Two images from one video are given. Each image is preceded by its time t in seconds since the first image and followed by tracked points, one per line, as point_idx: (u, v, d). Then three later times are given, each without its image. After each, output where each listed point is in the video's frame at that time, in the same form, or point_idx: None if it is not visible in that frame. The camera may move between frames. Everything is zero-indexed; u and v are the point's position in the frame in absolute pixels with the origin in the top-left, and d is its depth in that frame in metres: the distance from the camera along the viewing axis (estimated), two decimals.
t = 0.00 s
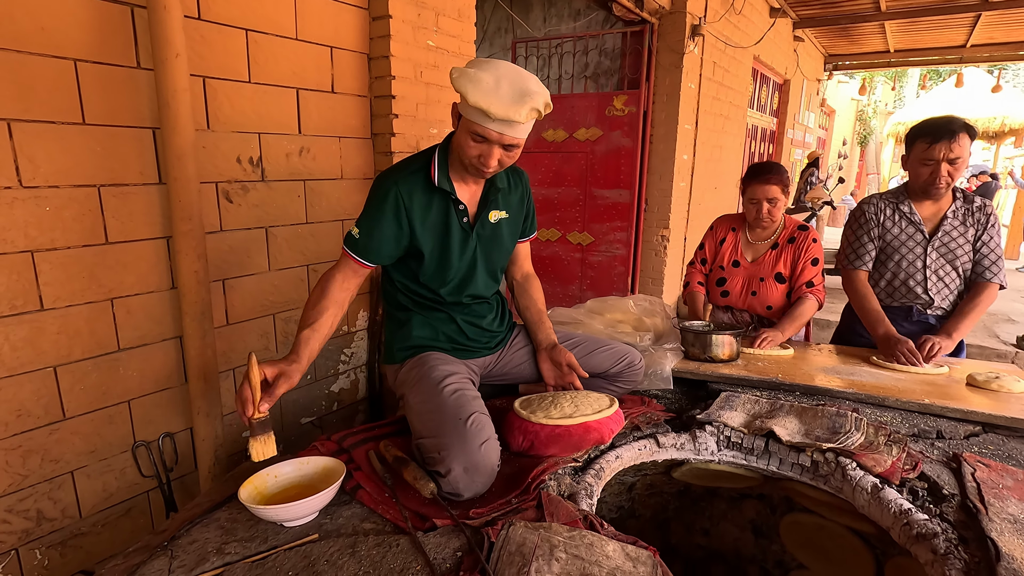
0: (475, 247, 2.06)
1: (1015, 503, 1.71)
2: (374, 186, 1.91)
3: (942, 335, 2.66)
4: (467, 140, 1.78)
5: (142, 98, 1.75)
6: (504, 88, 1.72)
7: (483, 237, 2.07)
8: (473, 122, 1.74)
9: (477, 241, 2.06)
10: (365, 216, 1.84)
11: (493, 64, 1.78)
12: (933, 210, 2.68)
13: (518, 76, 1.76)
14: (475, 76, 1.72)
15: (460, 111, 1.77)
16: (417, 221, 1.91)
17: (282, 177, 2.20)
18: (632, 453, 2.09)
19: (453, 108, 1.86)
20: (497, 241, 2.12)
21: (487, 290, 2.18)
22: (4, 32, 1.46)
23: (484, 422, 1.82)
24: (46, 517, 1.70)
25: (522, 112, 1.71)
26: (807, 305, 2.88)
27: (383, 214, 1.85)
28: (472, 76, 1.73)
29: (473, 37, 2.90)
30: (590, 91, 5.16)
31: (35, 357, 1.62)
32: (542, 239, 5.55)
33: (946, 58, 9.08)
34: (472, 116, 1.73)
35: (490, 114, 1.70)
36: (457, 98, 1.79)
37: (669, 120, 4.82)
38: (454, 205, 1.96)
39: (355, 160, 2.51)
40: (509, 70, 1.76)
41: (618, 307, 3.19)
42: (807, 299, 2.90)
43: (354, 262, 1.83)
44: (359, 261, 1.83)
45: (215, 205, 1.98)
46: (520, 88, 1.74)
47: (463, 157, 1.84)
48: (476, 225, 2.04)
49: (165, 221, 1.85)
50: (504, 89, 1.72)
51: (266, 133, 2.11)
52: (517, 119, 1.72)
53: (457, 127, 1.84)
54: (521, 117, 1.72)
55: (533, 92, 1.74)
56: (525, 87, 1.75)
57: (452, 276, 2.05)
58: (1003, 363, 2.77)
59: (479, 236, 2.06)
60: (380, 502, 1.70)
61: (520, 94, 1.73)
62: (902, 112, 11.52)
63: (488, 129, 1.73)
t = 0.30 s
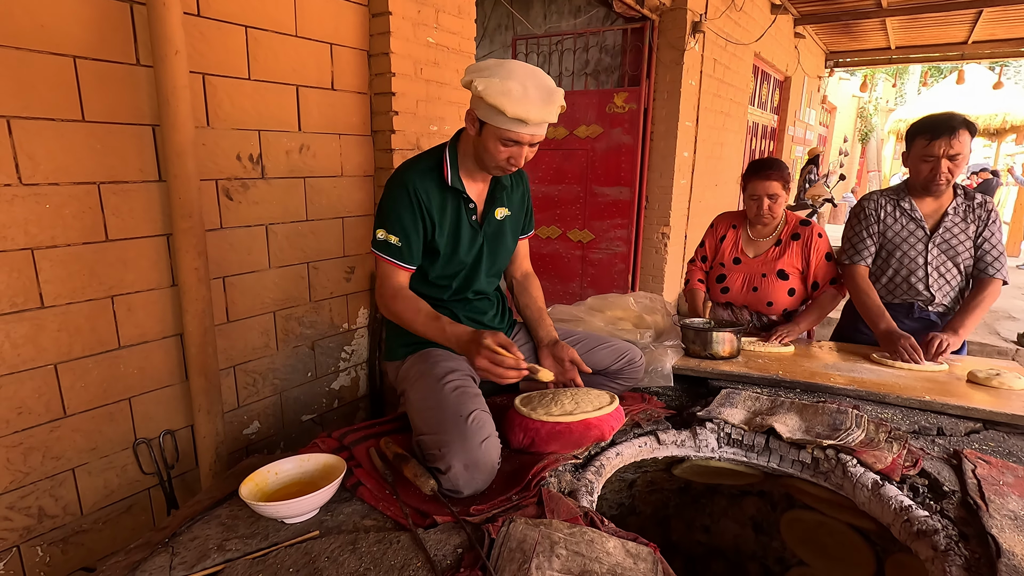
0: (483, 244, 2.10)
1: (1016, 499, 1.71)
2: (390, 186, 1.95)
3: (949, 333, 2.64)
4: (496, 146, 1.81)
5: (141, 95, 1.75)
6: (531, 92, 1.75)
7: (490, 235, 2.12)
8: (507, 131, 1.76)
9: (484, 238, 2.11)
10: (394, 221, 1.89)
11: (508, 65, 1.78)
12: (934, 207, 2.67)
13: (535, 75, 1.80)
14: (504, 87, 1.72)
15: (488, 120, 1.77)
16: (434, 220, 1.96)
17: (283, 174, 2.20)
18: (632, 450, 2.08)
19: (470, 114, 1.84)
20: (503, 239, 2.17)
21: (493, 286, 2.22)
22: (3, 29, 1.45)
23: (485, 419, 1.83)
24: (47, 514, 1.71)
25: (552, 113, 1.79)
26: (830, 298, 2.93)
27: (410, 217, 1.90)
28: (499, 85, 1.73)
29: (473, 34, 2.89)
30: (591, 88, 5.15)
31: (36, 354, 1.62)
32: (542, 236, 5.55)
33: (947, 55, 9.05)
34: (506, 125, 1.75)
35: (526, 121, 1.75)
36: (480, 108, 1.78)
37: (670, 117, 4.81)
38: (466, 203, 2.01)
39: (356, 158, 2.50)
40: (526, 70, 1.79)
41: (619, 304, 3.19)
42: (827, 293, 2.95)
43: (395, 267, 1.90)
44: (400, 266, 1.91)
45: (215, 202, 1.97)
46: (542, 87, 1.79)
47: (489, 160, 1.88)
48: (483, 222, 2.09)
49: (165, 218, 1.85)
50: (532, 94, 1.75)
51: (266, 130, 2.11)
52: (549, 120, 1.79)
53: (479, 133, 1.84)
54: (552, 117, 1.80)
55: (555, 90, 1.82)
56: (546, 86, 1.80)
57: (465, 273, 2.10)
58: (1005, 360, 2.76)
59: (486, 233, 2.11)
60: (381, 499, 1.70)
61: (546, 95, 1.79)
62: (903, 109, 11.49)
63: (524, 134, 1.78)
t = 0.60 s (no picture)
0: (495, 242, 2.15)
1: (1015, 497, 1.72)
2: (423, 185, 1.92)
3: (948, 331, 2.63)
4: (525, 150, 1.86)
5: (140, 93, 1.74)
6: (567, 103, 1.81)
7: (501, 233, 2.17)
8: (539, 138, 1.82)
9: (496, 236, 2.16)
10: (438, 222, 1.87)
11: (545, 74, 1.83)
12: (934, 205, 2.67)
13: (570, 86, 1.86)
14: (544, 96, 1.77)
15: (522, 125, 1.81)
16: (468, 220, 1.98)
17: (283, 173, 2.19)
18: (632, 448, 2.09)
19: (500, 117, 1.88)
20: (511, 237, 2.22)
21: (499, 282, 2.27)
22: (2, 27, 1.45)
23: (487, 419, 1.83)
24: (48, 512, 1.71)
25: (583, 125, 1.86)
26: (821, 300, 2.93)
27: (453, 218, 1.90)
28: (539, 93, 1.77)
29: (473, 32, 2.88)
30: (591, 86, 5.14)
31: (36, 353, 1.62)
32: (542, 235, 5.54)
33: (948, 53, 9.04)
34: (539, 133, 1.80)
35: (559, 131, 1.81)
36: (515, 112, 1.81)
37: (670, 115, 4.81)
38: (487, 202, 2.04)
39: (355, 156, 2.50)
40: (563, 81, 1.84)
41: (619, 302, 3.19)
42: (818, 295, 2.95)
43: (444, 268, 1.89)
44: (450, 267, 1.90)
45: (215, 201, 1.97)
46: (575, 99, 1.85)
47: (514, 163, 1.92)
48: (496, 221, 2.13)
49: (165, 217, 1.85)
50: (568, 106, 1.81)
51: (266, 128, 2.11)
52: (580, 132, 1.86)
53: (508, 136, 1.88)
54: (582, 129, 1.87)
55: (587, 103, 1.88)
56: (579, 99, 1.87)
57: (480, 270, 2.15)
58: (1004, 359, 2.76)
59: (498, 231, 2.16)
60: (381, 497, 1.70)
61: (579, 107, 1.85)
62: (903, 107, 11.48)
63: (554, 143, 1.84)
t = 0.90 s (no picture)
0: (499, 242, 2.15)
1: (1014, 495, 1.72)
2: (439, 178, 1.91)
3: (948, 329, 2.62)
4: (539, 156, 1.84)
5: (138, 91, 1.74)
6: (588, 116, 1.81)
7: (505, 234, 2.16)
8: (554, 146, 1.80)
9: (500, 236, 2.15)
10: (447, 214, 1.86)
11: (569, 86, 1.82)
12: (933, 204, 2.67)
13: (593, 102, 1.85)
14: (567, 105, 1.77)
15: (539, 132, 1.80)
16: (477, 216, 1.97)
17: (281, 171, 2.19)
18: (632, 446, 2.09)
19: (518, 119, 1.86)
20: (515, 239, 2.22)
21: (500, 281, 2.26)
22: None
23: (487, 417, 1.82)
24: (48, 510, 1.71)
25: (599, 143, 1.86)
26: (811, 296, 2.90)
27: (461, 211, 1.88)
28: (562, 104, 1.77)
29: (472, 30, 2.88)
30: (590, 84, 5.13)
31: (34, 351, 1.62)
32: (541, 233, 5.54)
33: (947, 51, 9.04)
34: (556, 142, 1.79)
35: (576, 143, 1.80)
36: (534, 117, 1.80)
37: (669, 113, 4.80)
38: (496, 201, 2.03)
39: (355, 154, 2.50)
40: (587, 96, 1.84)
41: (618, 301, 3.19)
42: (808, 292, 2.92)
43: (449, 261, 1.87)
44: (456, 261, 1.88)
45: (213, 199, 1.97)
46: (596, 115, 1.85)
47: (526, 168, 1.91)
48: (501, 221, 2.12)
49: (163, 215, 1.85)
50: (589, 120, 1.81)
51: (264, 126, 2.11)
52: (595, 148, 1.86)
53: (524, 141, 1.87)
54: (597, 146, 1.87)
55: (605, 122, 1.89)
56: (599, 116, 1.87)
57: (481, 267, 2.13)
58: (1002, 357, 2.77)
59: (502, 232, 2.15)
60: (380, 495, 1.70)
61: (599, 124, 1.85)
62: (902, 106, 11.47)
63: (569, 154, 1.83)
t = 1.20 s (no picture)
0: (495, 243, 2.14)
1: (1011, 492, 1.72)
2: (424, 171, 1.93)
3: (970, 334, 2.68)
4: (544, 160, 1.84)
5: (134, 90, 1.74)
6: (599, 126, 1.81)
7: (504, 235, 2.16)
8: (562, 151, 1.79)
9: (498, 237, 2.14)
10: (420, 204, 1.86)
11: (583, 94, 1.82)
12: (932, 203, 2.68)
13: (604, 113, 1.86)
14: (579, 112, 1.76)
15: (548, 135, 1.79)
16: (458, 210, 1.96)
17: (278, 170, 2.19)
18: (630, 445, 2.09)
19: (528, 121, 1.85)
20: (514, 241, 2.21)
21: (496, 283, 2.24)
22: None
23: (483, 417, 1.82)
24: (45, 511, 1.71)
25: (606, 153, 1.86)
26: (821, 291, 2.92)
27: (438, 203, 1.88)
28: (575, 110, 1.76)
29: (470, 29, 2.87)
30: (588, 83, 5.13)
31: (31, 351, 1.61)
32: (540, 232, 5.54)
33: (945, 50, 9.05)
34: (564, 147, 1.78)
35: (584, 151, 1.80)
36: (545, 120, 1.79)
37: (667, 112, 4.81)
38: (489, 200, 2.02)
39: (352, 153, 2.50)
40: (599, 106, 1.84)
41: (616, 300, 3.19)
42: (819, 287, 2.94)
43: (408, 250, 1.87)
44: (414, 251, 1.87)
45: (210, 198, 1.97)
46: (606, 127, 1.85)
47: (530, 171, 1.89)
48: (500, 222, 2.12)
49: (160, 215, 1.84)
50: (599, 130, 1.81)
51: (261, 125, 2.10)
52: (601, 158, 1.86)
53: (531, 143, 1.85)
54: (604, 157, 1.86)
55: (614, 133, 1.89)
56: (609, 127, 1.87)
57: (474, 267, 2.12)
58: (999, 355, 2.78)
59: (500, 233, 2.14)
60: (378, 495, 1.70)
61: (608, 135, 1.85)
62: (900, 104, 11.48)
63: (575, 161, 1.82)
